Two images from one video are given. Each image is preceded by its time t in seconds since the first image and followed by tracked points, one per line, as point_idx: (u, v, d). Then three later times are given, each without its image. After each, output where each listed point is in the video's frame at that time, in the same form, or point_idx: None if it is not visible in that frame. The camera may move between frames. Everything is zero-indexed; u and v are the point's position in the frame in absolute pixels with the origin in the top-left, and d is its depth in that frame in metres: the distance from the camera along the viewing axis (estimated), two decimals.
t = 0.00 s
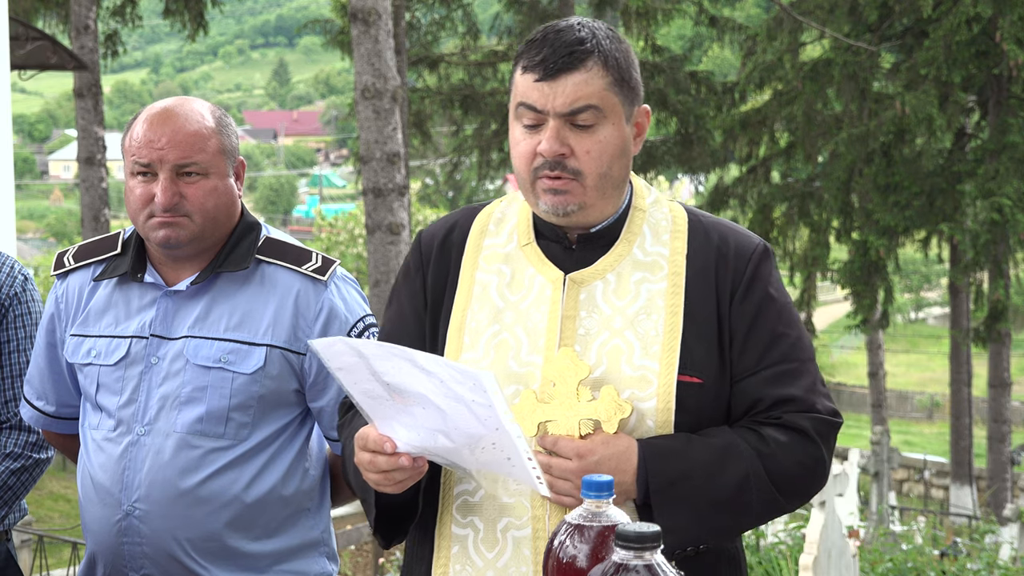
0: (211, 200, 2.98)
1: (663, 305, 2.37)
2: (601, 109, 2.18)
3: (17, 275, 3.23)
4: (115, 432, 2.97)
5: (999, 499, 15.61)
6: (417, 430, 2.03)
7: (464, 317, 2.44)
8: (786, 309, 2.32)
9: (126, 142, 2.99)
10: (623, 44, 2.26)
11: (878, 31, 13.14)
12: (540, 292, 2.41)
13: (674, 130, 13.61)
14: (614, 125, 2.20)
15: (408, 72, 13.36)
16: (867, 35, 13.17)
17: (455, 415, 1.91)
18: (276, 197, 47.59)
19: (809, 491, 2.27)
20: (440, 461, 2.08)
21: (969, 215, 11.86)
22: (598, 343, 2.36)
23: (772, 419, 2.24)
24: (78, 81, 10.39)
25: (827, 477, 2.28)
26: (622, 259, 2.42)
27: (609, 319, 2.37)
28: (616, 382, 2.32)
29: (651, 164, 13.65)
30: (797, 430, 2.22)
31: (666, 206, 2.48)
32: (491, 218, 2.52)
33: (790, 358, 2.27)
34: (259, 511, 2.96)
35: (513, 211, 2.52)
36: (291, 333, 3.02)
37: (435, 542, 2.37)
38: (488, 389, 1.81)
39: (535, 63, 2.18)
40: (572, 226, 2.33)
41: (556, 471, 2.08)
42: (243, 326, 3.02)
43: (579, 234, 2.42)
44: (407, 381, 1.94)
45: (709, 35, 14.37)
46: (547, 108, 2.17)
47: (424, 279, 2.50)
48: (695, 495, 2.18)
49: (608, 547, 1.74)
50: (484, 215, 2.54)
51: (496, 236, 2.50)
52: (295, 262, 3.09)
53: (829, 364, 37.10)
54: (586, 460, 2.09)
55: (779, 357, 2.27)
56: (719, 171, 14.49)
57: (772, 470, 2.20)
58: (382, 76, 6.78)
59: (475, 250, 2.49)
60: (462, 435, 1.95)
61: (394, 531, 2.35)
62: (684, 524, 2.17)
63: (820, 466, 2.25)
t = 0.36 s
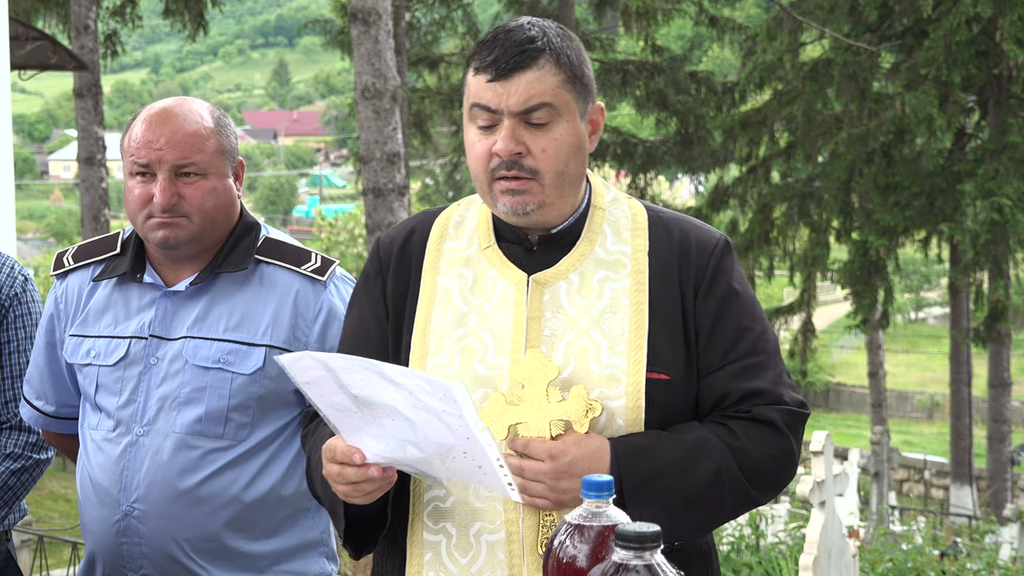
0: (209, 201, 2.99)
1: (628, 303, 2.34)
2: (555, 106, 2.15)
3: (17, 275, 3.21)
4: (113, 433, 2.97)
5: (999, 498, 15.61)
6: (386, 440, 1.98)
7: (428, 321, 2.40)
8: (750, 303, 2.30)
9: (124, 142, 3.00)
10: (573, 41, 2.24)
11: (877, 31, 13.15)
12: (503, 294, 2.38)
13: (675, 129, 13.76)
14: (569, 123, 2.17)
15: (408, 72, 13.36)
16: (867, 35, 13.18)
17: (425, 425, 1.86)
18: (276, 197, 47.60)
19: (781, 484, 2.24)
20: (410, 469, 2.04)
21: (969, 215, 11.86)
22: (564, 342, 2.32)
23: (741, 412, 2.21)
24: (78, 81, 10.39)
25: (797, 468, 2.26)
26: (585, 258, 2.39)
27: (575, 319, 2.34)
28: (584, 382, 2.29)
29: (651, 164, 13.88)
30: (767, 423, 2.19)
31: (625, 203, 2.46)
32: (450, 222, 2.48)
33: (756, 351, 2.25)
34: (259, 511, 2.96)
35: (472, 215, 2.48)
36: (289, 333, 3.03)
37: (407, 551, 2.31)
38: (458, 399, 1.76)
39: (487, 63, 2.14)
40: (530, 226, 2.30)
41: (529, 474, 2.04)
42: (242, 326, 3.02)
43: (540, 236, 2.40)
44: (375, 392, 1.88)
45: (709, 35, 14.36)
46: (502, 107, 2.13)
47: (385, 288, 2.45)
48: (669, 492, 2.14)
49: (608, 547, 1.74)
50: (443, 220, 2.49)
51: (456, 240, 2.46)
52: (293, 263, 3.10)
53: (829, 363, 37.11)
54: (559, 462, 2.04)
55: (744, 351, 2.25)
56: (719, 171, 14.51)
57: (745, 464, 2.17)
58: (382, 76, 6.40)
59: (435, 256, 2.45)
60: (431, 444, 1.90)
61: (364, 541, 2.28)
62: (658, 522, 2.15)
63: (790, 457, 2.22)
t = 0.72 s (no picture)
0: (209, 201, 2.99)
1: (598, 299, 2.34)
2: (515, 103, 2.14)
3: (17, 275, 3.19)
4: (113, 433, 2.97)
5: (999, 498, 15.60)
6: (361, 442, 1.96)
7: (398, 325, 2.38)
8: (718, 294, 2.31)
9: (124, 143, 3.00)
10: (527, 37, 2.23)
11: (878, 31, 13.14)
12: (471, 295, 2.37)
13: (675, 129, 13.92)
14: (529, 119, 2.17)
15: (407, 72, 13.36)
16: (867, 35, 13.18)
17: (402, 424, 1.86)
18: (276, 197, 47.61)
19: (757, 473, 2.25)
20: (384, 471, 2.01)
21: (969, 215, 11.86)
22: (535, 341, 2.32)
23: (715, 403, 2.21)
24: (78, 81, 10.38)
25: (774, 456, 2.25)
26: (551, 256, 2.39)
27: (544, 317, 2.34)
28: (557, 380, 2.28)
29: (651, 165, 14.16)
30: (741, 412, 2.18)
31: (588, 200, 2.47)
32: (414, 225, 2.47)
33: (727, 341, 2.25)
34: (258, 510, 2.96)
35: (436, 217, 2.48)
36: (288, 333, 3.03)
37: (386, 555, 2.30)
38: (436, 395, 1.77)
39: (443, 63, 2.14)
40: (497, 226, 2.29)
41: (507, 475, 2.04)
42: (241, 326, 3.02)
43: (506, 234, 2.39)
44: (349, 392, 1.88)
45: (709, 35, 14.35)
46: (461, 106, 2.13)
47: (349, 293, 2.44)
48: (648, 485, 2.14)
49: (608, 547, 1.74)
50: (407, 224, 2.49)
51: (420, 243, 2.45)
52: (293, 262, 3.10)
53: (829, 363, 37.09)
54: (537, 461, 2.04)
55: (715, 343, 2.25)
56: (719, 171, 14.53)
57: (722, 455, 2.17)
58: (382, 76, 6.38)
59: (401, 260, 2.43)
60: (407, 442, 1.89)
61: (337, 546, 2.25)
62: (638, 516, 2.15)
63: (767, 446, 2.22)
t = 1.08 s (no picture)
0: (208, 201, 2.99)
1: (584, 299, 2.34)
2: (496, 106, 2.14)
3: (17, 275, 3.19)
4: (111, 433, 2.97)
5: (999, 498, 15.60)
6: (351, 448, 1.96)
7: (382, 331, 2.38)
8: (702, 294, 2.33)
9: (123, 143, 3.00)
10: (506, 39, 2.23)
11: (878, 31, 13.15)
12: (456, 297, 2.36)
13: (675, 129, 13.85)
14: (510, 122, 2.17)
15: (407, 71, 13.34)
16: (867, 35, 13.18)
17: (395, 429, 1.85)
18: (276, 197, 47.61)
19: (745, 471, 2.27)
20: (374, 477, 2.01)
21: (969, 215, 11.86)
22: (521, 343, 2.31)
23: (704, 402, 2.22)
24: (78, 81, 10.38)
25: (761, 454, 2.28)
26: (535, 258, 2.38)
27: (531, 319, 2.33)
28: (545, 381, 2.28)
29: (651, 165, 14.07)
30: (729, 410, 2.20)
31: (571, 201, 2.47)
32: (395, 229, 2.47)
33: (713, 340, 2.27)
34: (257, 511, 2.96)
35: (417, 221, 2.47)
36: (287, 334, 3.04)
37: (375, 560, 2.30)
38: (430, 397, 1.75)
39: (423, 68, 2.14)
40: (478, 229, 2.28)
41: (498, 477, 2.03)
42: (241, 326, 3.02)
43: (489, 236, 2.38)
44: (340, 399, 1.88)
45: (709, 35, 14.34)
46: (442, 111, 2.13)
47: (332, 298, 2.45)
48: (641, 485, 2.14)
49: (608, 547, 1.74)
50: (387, 228, 2.48)
51: (402, 247, 2.45)
52: (293, 262, 3.10)
53: (829, 363, 37.10)
54: (528, 463, 2.03)
55: (701, 341, 2.26)
56: (719, 171, 14.54)
57: (711, 454, 2.18)
58: (382, 76, 6.37)
59: (383, 265, 2.43)
60: (400, 448, 1.88)
61: (327, 555, 2.26)
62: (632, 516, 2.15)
63: (754, 444, 2.24)
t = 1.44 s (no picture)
0: (207, 202, 2.99)
1: (584, 299, 2.34)
2: (497, 107, 2.15)
3: (17, 275, 3.19)
4: (111, 434, 2.97)
5: (999, 498, 15.60)
6: (352, 451, 1.96)
7: (382, 330, 2.38)
8: (701, 295, 2.34)
9: (123, 144, 3.00)
10: (507, 40, 2.23)
11: (877, 31, 13.15)
12: (456, 296, 2.36)
13: (675, 129, 13.85)
14: (511, 123, 2.17)
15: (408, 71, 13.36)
16: (867, 35, 13.18)
17: (397, 432, 1.85)
18: (276, 197, 47.61)
19: (744, 471, 2.27)
20: (374, 479, 2.01)
21: (969, 215, 11.86)
22: (522, 341, 2.31)
23: (703, 402, 2.22)
24: (78, 81, 10.38)
25: (760, 454, 2.28)
26: (536, 257, 2.38)
27: (531, 318, 2.33)
28: (546, 380, 2.28)
29: (651, 165, 14.07)
30: (729, 411, 2.20)
31: (570, 202, 2.47)
32: (395, 229, 2.46)
33: (713, 341, 2.27)
34: (257, 511, 2.97)
35: (416, 221, 2.47)
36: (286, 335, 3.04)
37: (374, 559, 2.30)
38: (431, 407, 1.76)
39: (425, 68, 2.14)
40: (478, 229, 2.29)
41: (499, 474, 2.02)
42: (240, 327, 3.02)
43: (489, 235, 2.38)
44: (340, 404, 1.88)
45: (709, 35, 14.33)
46: (443, 112, 2.13)
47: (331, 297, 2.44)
48: (641, 485, 2.15)
49: (608, 547, 1.74)
50: (387, 228, 2.48)
51: (402, 246, 2.44)
52: (292, 263, 3.10)
53: (829, 363, 37.09)
54: (530, 460, 2.03)
55: (701, 341, 2.27)
56: (719, 171, 14.54)
57: (712, 454, 2.18)
58: (382, 76, 6.37)
59: (382, 264, 2.43)
60: (402, 452, 1.88)
61: (327, 556, 2.26)
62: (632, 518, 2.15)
63: (753, 445, 2.24)
